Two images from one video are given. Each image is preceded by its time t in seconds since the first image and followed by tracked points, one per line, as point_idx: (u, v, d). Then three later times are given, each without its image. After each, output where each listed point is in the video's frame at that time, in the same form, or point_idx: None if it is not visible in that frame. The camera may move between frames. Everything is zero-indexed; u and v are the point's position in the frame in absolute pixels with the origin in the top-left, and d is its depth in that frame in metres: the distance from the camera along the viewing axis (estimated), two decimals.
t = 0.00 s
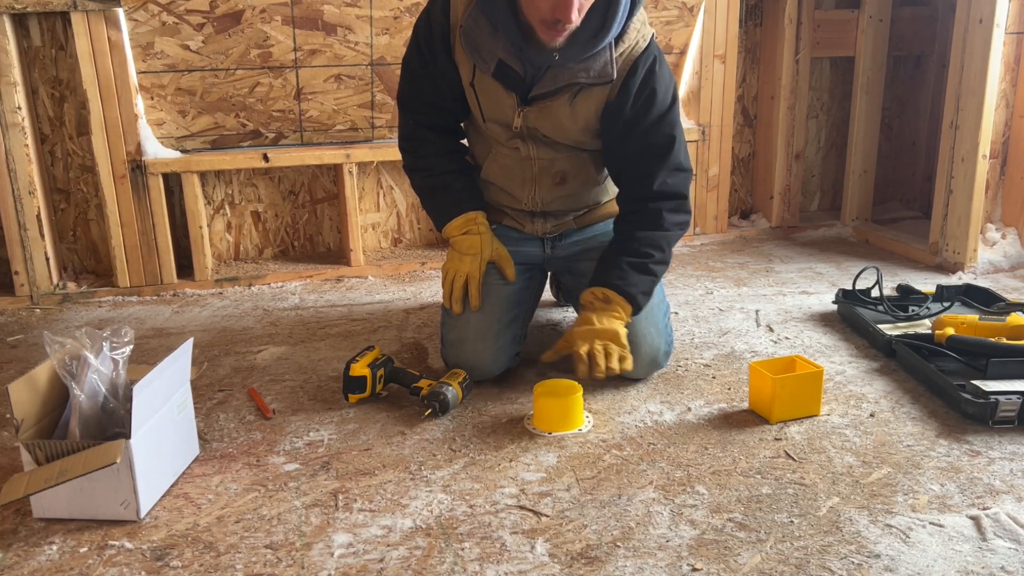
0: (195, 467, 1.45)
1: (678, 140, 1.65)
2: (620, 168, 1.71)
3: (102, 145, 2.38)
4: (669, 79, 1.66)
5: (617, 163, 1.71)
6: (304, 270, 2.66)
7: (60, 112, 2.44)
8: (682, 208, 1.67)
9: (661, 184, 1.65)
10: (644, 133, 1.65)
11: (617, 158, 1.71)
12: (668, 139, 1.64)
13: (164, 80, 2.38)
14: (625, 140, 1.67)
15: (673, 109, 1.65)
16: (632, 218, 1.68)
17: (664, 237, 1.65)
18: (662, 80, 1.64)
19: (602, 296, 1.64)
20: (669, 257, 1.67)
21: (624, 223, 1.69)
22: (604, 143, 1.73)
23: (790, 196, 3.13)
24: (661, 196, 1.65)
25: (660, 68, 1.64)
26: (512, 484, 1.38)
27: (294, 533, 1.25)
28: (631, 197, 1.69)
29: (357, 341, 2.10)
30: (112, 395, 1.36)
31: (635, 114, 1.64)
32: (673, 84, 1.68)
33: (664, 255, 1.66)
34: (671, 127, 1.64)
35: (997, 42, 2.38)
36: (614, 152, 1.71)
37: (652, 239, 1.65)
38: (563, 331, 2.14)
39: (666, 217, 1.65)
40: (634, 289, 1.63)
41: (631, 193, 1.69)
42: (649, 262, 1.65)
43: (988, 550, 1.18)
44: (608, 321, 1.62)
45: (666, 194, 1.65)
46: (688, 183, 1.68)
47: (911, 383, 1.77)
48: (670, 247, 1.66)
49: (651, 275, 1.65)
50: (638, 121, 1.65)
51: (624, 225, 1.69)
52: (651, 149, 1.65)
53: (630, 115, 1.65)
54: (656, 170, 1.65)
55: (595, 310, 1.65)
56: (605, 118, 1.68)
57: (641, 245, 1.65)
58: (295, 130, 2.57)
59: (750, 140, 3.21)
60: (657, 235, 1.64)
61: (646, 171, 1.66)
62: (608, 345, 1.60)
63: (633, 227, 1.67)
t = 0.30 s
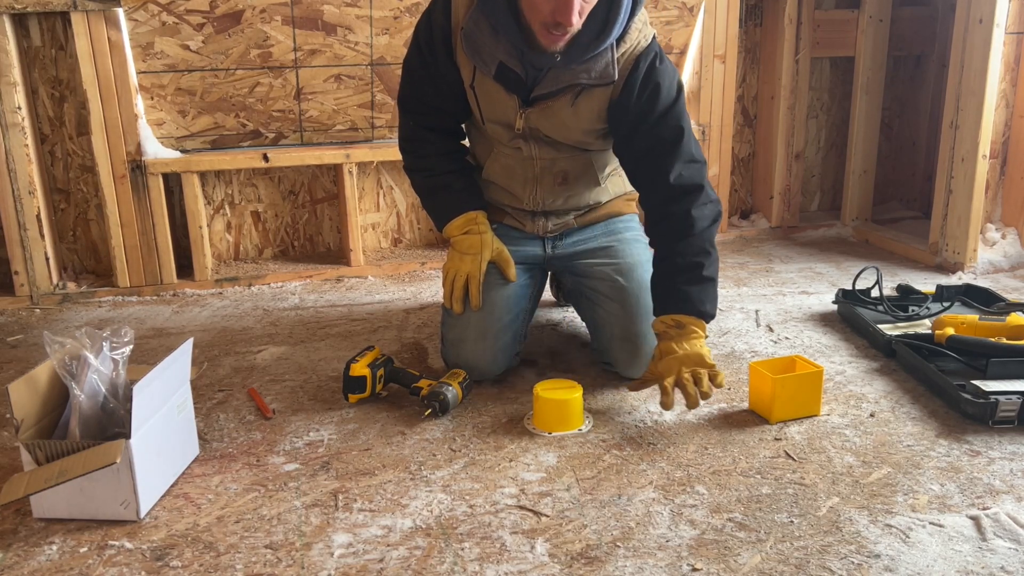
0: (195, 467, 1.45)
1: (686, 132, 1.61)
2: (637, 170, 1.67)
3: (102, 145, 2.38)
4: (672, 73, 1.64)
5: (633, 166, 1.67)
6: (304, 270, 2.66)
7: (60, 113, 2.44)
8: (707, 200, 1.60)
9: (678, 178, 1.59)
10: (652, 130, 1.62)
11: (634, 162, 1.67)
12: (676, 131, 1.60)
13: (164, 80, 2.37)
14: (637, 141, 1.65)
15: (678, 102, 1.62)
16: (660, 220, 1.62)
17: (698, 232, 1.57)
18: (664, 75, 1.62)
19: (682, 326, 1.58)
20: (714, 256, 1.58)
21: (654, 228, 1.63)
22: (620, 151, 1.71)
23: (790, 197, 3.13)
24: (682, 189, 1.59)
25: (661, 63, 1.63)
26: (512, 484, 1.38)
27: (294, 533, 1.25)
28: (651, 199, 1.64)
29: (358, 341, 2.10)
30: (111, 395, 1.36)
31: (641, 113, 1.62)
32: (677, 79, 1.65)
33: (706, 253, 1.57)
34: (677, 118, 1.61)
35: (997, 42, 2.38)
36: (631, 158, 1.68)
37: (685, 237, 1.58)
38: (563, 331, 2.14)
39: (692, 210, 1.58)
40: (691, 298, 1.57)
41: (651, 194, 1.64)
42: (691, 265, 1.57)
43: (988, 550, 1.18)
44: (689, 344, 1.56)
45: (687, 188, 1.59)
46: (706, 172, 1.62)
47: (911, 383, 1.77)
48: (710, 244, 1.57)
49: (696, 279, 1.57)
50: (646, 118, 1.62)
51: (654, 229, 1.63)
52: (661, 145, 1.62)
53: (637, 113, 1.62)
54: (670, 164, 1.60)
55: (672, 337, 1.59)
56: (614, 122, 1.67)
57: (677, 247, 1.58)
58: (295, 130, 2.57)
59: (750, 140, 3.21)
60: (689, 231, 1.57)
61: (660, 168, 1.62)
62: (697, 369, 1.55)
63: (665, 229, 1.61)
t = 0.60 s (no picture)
0: (195, 467, 1.45)
1: (664, 153, 1.60)
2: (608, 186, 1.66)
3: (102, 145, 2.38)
4: (663, 93, 1.63)
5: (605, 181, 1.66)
6: (304, 270, 2.66)
7: (60, 112, 2.44)
8: (666, 228, 1.59)
9: (645, 199, 1.58)
10: (630, 145, 1.61)
11: (607, 175, 1.67)
12: (653, 151, 1.59)
13: (164, 80, 2.36)
14: (614, 154, 1.64)
15: (661, 123, 1.61)
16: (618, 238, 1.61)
17: (651, 259, 1.57)
18: (654, 94, 1.61)
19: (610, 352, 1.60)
20: (660, 285, 1.59)
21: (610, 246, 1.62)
22: (597, 161, 1.71)
23: (790, 196, 3.13)
24: (646, 212, 1.58)
25: (653, 81, 1.62)
26: (512, 484, 1.38)
27: (294, 533, 1.25)
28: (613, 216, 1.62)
29: (357, 341, 2.10)
30: (112, 395, 1.36)
31: (624, 127, 1.62)
32: (666, 99, 1.64)
33: (654, 281, 1.58)
34: (657, 138, 1.59)
35: (997, 43, 2.38)
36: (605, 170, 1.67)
37: (638, 261, 1.57)
38: (563, 331, 2.14)
39: (652, 235, 1.57)
40: (638, 320, 1.57)
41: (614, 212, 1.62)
42: (638, 290, 1.57)
43: (988, 550, 1.18)
44: (620, 373, 1.58)
45: (650, 211, 1.58)
46: (673, 198, 1.61)
47: (911, 383, 1.77)
48: (660, 272, 1.58)
49: (644, 304, 1.57)
50: (627, 132, 1.61)
51: (610, 246, 1.62)
52: (636, 162, 1.60)
53: (620, 126, 1.62)
54: (640, 182, 1.59)
55: (607, 361, 1.61)
56: (598, 132, 1.67)
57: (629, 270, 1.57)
58: (295, 130, 2.57)
59: (750, 139, 3.21)
60: (643, 256, 1.57)
61: (629, 186, 1.60)
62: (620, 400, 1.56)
63: (620, 249, 1.60)
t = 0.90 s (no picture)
0: (195, 467, 1.45)
1: (665, 151, 1.60)
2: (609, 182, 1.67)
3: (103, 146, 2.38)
4: (664, 90, 1.63)
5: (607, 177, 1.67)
6: (304, 270, 2.66)
7: (60, 113, 2.44)
8: (667, 225, 1.59)
9: (646, 197, 1.58)
10: (631, 143, 1.61)
11: (609, 172, 1.67)
12: (654, 149, 1.59)
13: (164, 81, 2.36)
14: (615, 151, 1.64)
15: (663, 120, 1.60)
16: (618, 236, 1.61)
17: (653, 256, 1.57)
18: (655, 91, 1.60)
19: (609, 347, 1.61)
20: (662, 283, 1.59)
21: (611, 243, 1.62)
22: (598, 158, 1.70)
23: (790, 196, 3.13)
24: (648, 210, 1.58)
25: (654, 77, 1.61)
26: (512, 484, 1.38)
27: (294, 533, 1.25)
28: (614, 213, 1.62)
29: (357, 341, 2.10)
30: (112, 395, 1.36)
31: (625, 124, 1.61)
32: (667, 96, 1.64)
33: (656, 278, 1.58)
34: (658, 135, 1.59)
35: (997, 42, 2.38)
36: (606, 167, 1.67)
37: (640, 259, 1.57)
38: (562, 331, 2.14)
39: (653, 233, 1.57)
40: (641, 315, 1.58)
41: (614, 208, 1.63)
42: (639, 287, 1.57)
43: (988, 550, 1.18)
44: (620, 369, 1.59)
45: (651, 209, 1.58)
46: (675, 196, 1.61)
47: (910, 383, 1.77)
48: (662, 268, 1.58)
49: (645, 301, 1.57)
50: (628, 130, 1.61)
51: (611, 243, 1.62)
52: (636, 159, 1.60)
53: (620, 123, 1.62)
54: (642, 180, 1.59)
55: (606, 358, 1.62)
56: (599, 129, 1.67)
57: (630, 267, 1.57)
58: (295, 130, 2.57)
59: (750, 139, 3.21)
60: (644, 253, 1.57)
61: (629, 183, 1.60)
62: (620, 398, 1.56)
63: (621, 247, 1.60)
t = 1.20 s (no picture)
0: (195, 467, 1.45)
1: (679, 147, 1.63)
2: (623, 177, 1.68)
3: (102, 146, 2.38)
4: (669, 87, 1.65)
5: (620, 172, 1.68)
6: (304, 270, 2.66)
7: (60, 113, 2.44)
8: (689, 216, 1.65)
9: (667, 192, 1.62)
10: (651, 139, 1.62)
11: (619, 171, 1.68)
12: (674, 144, 1.62)
13: (164, 80, 2.38)
14: (627, 150, 1.65)
15: (676, 115, 1.65)
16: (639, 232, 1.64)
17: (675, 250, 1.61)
18: (665, 87, 1.64)
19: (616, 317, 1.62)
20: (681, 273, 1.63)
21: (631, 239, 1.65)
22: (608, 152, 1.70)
23: (790, 196, 3.13)
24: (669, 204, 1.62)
25: (660, 76, 1.63)
26: (512, 484, 1.38)
27: (294, 533, 1.25)
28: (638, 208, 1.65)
29: (357, 341, 2.10)
30: (111, 395, 1.36)
31: (635, 123, 1.63)
32: (672, 93, 1.66)
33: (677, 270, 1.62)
34: (677, 131, 1.63)
35: (997, 43, 2.38)
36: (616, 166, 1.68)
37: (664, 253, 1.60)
38: (562, 331, 2.14)
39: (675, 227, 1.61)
40: (653, 301, 1.59)
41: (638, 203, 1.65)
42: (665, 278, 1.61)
43: (988, 550, 1.18)
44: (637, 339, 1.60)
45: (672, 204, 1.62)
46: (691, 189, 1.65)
47: (910, 383, 1.77)
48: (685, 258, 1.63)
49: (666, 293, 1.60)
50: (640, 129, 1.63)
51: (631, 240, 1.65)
52: (656, 154, 1.62)
53: (631, 123, 1.63)
54: (661, 177, 1.62)
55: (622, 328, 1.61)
56: (606, 129, 1.68)
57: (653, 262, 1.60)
58: (295, 130, 2.57)
59: (750, 139, 3.21)
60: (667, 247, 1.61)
61: (652, 178, 1.63)
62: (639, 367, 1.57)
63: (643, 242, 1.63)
